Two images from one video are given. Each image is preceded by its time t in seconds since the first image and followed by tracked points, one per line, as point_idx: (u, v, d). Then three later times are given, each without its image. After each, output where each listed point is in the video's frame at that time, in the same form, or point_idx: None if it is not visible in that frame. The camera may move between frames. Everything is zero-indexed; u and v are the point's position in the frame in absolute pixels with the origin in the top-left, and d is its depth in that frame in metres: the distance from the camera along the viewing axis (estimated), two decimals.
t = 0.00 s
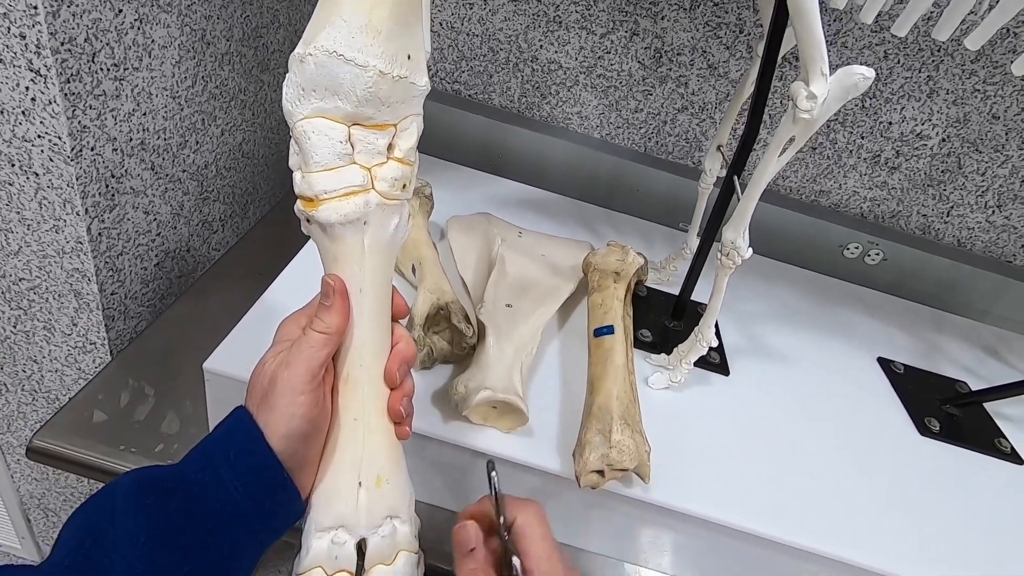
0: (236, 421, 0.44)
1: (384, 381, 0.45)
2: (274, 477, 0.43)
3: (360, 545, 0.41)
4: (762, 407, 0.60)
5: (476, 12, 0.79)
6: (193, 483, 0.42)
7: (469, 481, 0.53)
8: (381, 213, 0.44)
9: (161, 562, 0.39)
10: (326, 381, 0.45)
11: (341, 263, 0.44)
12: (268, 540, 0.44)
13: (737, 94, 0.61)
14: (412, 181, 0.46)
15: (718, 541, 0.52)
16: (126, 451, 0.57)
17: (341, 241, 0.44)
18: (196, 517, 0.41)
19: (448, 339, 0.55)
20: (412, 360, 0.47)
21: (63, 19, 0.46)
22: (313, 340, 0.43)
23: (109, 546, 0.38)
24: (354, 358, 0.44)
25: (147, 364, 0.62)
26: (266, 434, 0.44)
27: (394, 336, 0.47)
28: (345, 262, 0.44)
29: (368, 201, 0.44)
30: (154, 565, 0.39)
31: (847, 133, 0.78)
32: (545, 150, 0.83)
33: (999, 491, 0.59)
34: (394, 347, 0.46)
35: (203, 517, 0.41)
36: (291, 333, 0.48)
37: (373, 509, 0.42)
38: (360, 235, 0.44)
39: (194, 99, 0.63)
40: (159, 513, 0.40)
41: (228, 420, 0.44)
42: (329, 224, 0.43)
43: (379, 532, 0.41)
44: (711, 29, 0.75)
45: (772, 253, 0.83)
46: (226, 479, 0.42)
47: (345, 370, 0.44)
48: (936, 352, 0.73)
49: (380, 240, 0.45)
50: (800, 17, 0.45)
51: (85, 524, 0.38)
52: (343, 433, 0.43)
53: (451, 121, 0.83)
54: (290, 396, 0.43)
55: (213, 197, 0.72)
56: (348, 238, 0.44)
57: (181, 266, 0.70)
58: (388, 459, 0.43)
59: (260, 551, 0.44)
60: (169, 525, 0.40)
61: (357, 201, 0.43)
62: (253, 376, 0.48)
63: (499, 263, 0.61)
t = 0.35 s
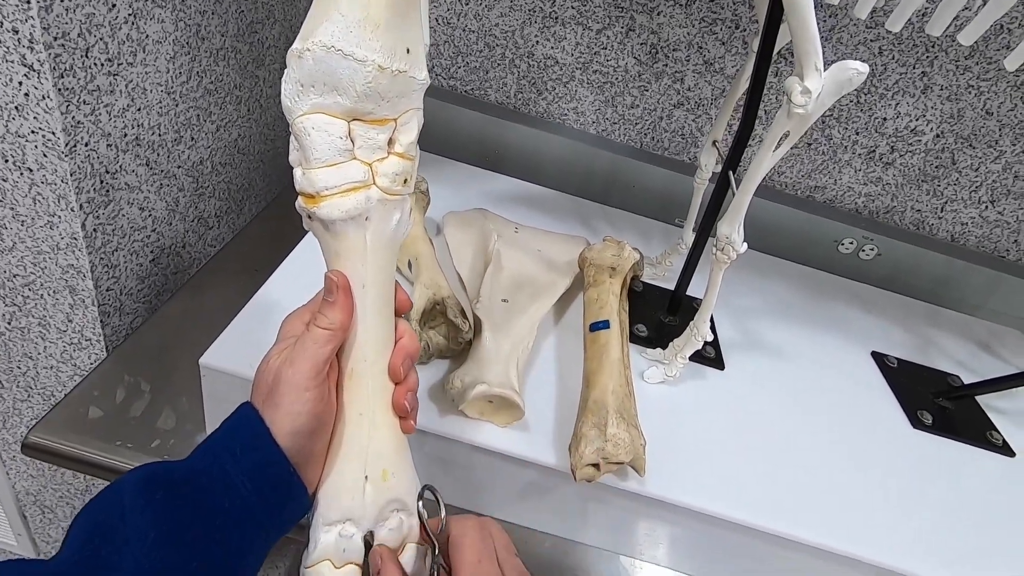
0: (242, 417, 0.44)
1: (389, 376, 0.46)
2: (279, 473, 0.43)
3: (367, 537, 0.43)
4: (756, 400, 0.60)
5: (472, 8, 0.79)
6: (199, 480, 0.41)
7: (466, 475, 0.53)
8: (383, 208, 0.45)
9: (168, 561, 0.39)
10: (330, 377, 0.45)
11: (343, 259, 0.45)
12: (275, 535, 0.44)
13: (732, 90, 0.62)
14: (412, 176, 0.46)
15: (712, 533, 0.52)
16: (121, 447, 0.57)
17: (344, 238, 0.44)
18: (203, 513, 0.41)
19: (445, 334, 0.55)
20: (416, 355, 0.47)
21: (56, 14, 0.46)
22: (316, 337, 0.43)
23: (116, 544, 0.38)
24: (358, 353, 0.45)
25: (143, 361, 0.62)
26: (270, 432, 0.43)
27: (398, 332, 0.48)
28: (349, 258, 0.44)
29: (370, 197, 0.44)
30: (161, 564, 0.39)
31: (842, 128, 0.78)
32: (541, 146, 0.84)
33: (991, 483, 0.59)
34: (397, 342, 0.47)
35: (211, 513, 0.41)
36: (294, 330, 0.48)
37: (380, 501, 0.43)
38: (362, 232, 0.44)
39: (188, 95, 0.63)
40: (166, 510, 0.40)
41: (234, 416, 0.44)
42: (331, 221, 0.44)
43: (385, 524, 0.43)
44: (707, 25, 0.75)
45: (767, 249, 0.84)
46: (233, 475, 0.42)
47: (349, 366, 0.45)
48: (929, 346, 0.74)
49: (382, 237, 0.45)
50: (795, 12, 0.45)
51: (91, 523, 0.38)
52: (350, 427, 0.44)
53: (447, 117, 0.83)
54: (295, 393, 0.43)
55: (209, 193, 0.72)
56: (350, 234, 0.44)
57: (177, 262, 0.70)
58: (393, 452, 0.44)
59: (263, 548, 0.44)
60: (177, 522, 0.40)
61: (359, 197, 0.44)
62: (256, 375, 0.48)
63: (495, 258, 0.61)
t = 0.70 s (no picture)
0: (244, 415, 0.43)
1: (388, 370, 0.46)
2: (281, 467, 0.42)
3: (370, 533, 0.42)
4: (747, 395, 0.61)
5: (467, 4, 0.79)
6: (197, 477, 0.41)
7: (459, 468, 0.53)
8: (377, 203, 0.45)
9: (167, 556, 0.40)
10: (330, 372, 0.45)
11: (339, 254, 0.45)
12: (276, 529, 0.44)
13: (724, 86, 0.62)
14: (404, 171, 0.47)
15: (703, 525, 0.52)
16: (115, 441, 0.57)
17: (339, 232, 0.44)
18: (203, 512, 0.41)
19: (437, 329, 0.55)
20: (414, 348, 0.48)
21: (49, 8, 0.46)
22: (315, 331, 0.44)
23: (116, 542, 0.39)
24: (357, 347, 0.45)
25: (137, 356, 0.62)
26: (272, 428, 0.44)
27: (396, 326, 0.48)
28: (345, 252, 0.45)
29: (363, 192, 0.44)
30: (161, 561, 0.40)
31: (835, 125, 0.79)
32: (536, 143, 0.84)
33: (979, 476, 0.60)
34: (396, 336, 0.47)
35: (211, 512, 0.41)
36: (292, 327, 0.48)
37: (384, 494, 0.43)
38: (358, 226, 0.45)
39: (182, 90, 0.63)
40: (165, 507, 0.40)
41: (235, 413, 0.43)
42: (326, 216, 0.44)
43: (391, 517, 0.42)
44: (701, 22, 0.75)
45: (760, 245, 0.84)
46: (235, 471, 0.42)
47: (349, 360, 0.45)
48: (921, 342, 0.74)
49: (377, 231, 0.46)
50: (785, 9, 0.45)
51: (92, 521, 0.39)
52: (353, 421, 0.44)
53: (442, 114, 0.84)
54: (296, 388, 0.43)
55: (203, 189, 0.72)
56: (345, 229, 0.45)
57: (172, 258, 0.70)
58: (396, 445, 0.44)
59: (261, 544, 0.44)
60: (176, 519, 0.41)
61: (353, 193, 0.44)
62: (256, 372, 0.48)
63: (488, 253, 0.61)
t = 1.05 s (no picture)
0: (238, 422, 0.44)
1: (383, 376, 0.46)
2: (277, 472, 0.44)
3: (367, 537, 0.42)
4: (744, 393, 0.61)
5: (465, 6, 0.79)
6: (194, 484, 0.42)
7: (457, 467, 0.54)
8: (372, 209, 0.45)
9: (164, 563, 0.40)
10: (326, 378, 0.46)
11: (335, 260, 0.45)
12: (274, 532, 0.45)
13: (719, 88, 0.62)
14: (401, 176, 0.47)
15: (699, 523, 0.53)
16: (116, 442, 0.57)
17: (334, 239, 0.45)
18: (200, 513, 0.42)
19: (436, 330, 0.56)
20: (410, 353, 0.48)
21: (50, 12, 0.46)
22: (310, 338, 0.44)
23: (115, 547, 0.39)
24: (353, 353, 0.45)
25: (137, 357, 0.63)
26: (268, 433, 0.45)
27: (392, 331, 0.48)
28: (341, 258, 0.45)
29: (359, 198, 0.44)
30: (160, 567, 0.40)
31: (830, 126, 0.79)
32: (534, 144, 0.84)
33: (973, 473, 0.60)
34: (391, 341, 0.47)
35: (208, 513, 0.42)
36: (289, 332, 0.49)
37: (378, 500, 0.43)
38: (353, 232, 0.45)
39: (181, 93, 0.63)
40: (163, 513, 0.41)
41: (231, 418, 0.45)
42: (321, 223, 0.44)
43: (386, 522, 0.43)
44: (697, 24, 0.76)
45: (756, 245, 0.85)
46: (230, 478, 0.43)
47: (344, 366, 0.45)
48: (916, 340, 0.75)
49: (372, 237, 0.46)
50: (779, 11, 0.46)
51: (89, 525, 0.39)
52: (347, 426, 0.44)
53: (440, 116, 0.84)
54: (290, 394, 0.44)
55: (202, 191, 0.72)
56: (341, 235, 0.45)
57: (171, 259, 0.70)
58: (391, 451, 0.44)
59: (259, 545, 0.44)
60: (175, 525, 0.41)
61: (348, 199, 0.44)
62: (252, 376, 0.48)
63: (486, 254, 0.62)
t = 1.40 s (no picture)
0: (238, 420, 0.45)
1: (385, 376, 0.46)
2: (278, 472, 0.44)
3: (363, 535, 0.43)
4: (739, 393, 0.61)
5: (462, 7, 0.80)
6: (192, 483, 0.43)
7: (452, 466, 0.54)
8: (378, 209, 0.45)
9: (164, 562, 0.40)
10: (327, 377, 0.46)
11: (339, 260, 0.45)
12: (274, 532, 0.45)
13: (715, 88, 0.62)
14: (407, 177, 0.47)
15: (694, 522, 0.53)
16: (112, 440, 0.57)
17: (339, 239, 0.45)
18: (198, 513, 0.42)
19: (432, 328, 0.56)
20: (411, 354, 0.48)
21: (47, 10, 0.46)
22: (313, 337, 0.44)
23: (112, 545, 0.39)
24: (355, 353, 0.45)
25: (134, 355, 0.63)
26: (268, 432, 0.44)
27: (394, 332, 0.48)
28: (345, 258, 0.45)
29: (365, 198, 0.45)
30: (159, 566, 0.39)
31: (826, 127, 0.79)
32: (531, 144, 0.85)
33: (968, 473, 0.60)
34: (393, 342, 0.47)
35: (206, 513, 0.42)
36: (290, 330, 0.49)
37: (376, 500, 0.43)
38: (358, 232, 0.45)
39: (179, 92, 0.64)
40: (161, 512, 0.41)
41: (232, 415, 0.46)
42: (326, 222, 0.44)
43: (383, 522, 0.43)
44: (694, 25, 0.76)
45: (752, 245, 0.85)
46: (230, 476, 0.43)
47: (346, 365, 0.45)
48: (911, 341, 0.75)
49: (377, 237, 0.46)
50: (772, 11, 0.46)
51: (85, 525, 0.40)
52: (347, 426, 0.44)
53: (439, 116, 0.84)
54: (292, 393, 0.44)
55: (200, 190, 0.72)
56: (345, 235, 0.45)
57: (169, 258, 0.70)
58: (390, 451, 0.44)
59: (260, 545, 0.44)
60: (174, 523, 0.41)
61: (354, 199, 0.44)
62: (252, 373, 0.48)
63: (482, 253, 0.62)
